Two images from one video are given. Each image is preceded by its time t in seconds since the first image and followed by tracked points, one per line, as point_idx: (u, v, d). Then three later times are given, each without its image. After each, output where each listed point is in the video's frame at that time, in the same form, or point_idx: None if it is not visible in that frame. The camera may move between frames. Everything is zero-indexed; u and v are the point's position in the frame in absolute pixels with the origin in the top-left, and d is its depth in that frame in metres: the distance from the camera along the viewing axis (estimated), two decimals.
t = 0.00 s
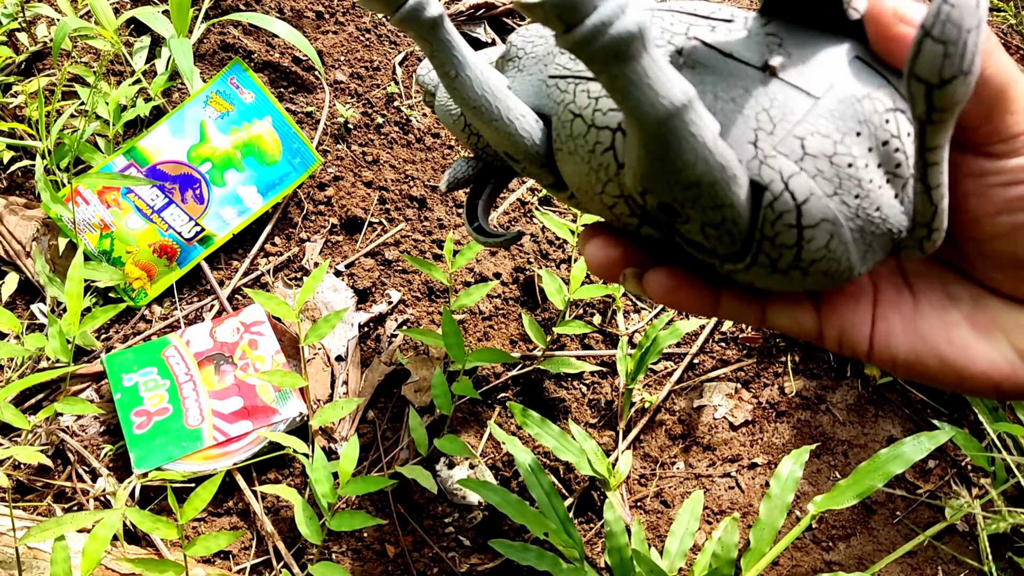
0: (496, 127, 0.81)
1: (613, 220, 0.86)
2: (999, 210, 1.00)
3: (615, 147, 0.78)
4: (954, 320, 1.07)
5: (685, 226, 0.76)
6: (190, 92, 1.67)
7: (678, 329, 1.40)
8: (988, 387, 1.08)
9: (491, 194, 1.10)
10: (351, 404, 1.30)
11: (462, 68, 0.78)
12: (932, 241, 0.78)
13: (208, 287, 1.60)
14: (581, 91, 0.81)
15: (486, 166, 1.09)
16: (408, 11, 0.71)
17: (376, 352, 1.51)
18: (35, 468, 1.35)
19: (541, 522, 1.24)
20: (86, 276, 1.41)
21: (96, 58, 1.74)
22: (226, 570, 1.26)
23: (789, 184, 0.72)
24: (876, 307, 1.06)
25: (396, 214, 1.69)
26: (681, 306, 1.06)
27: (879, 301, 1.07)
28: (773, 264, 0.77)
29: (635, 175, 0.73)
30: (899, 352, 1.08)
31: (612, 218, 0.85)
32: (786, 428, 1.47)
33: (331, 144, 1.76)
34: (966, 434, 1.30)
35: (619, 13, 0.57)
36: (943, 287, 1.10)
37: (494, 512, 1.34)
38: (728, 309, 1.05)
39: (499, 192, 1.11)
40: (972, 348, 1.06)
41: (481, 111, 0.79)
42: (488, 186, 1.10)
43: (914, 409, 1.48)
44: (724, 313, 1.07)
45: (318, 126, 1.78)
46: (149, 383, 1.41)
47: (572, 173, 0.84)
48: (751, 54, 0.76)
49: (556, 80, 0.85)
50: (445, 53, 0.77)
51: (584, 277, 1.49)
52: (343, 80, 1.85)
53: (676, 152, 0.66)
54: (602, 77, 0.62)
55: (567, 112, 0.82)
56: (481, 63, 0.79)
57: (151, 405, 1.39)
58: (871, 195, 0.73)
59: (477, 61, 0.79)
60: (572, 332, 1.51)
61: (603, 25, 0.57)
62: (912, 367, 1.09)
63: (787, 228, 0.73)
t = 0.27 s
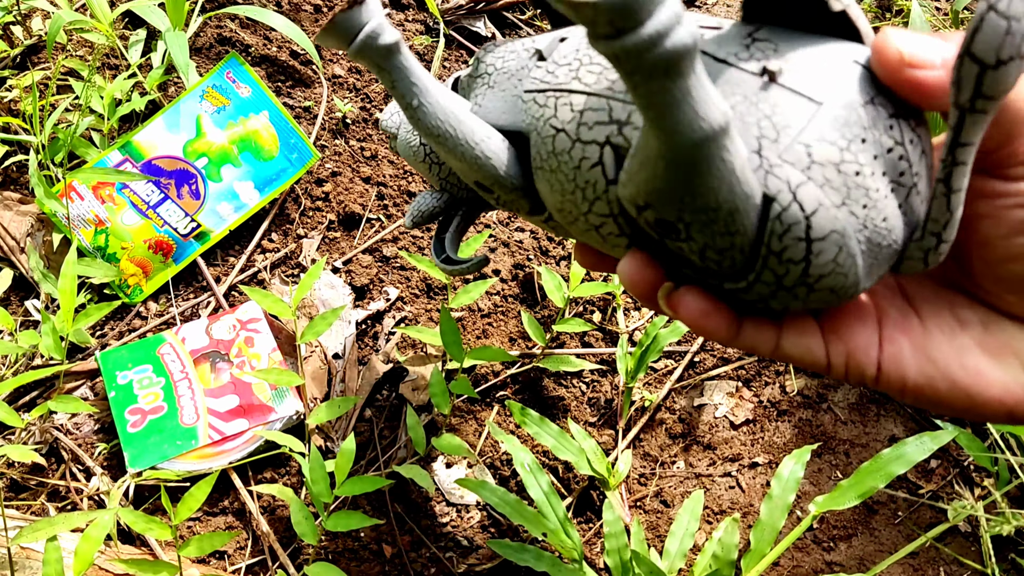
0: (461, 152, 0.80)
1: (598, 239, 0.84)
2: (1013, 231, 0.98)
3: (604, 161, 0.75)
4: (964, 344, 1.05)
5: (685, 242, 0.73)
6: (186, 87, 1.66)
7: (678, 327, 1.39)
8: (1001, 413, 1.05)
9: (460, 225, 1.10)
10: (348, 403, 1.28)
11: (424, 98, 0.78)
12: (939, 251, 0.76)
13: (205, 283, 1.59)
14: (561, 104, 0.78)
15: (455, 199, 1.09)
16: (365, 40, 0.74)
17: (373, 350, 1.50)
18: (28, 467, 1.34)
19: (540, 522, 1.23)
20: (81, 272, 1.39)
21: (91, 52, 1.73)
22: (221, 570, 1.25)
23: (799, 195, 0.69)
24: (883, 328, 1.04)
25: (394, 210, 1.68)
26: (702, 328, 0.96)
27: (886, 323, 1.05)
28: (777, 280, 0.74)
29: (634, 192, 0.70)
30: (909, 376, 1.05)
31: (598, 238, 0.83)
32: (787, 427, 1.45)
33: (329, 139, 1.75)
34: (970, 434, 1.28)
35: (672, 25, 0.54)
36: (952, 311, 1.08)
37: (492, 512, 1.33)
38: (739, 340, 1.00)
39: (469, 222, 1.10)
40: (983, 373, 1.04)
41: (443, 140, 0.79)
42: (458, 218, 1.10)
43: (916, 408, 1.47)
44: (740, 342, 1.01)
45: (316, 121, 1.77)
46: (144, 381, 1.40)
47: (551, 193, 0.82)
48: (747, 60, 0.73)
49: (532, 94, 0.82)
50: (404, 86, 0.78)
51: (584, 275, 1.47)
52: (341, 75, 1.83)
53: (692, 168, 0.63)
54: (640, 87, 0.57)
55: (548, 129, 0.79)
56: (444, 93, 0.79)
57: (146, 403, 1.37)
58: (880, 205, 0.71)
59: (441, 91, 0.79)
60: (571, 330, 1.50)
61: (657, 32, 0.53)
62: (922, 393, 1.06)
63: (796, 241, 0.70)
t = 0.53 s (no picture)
0: (480, 119, 0.81)
1: (588, 248, 0.85)
2: None
3: (621, 180, 0.77)
4: (976, 372, 1.04)
5: (686, 278, 0.77)
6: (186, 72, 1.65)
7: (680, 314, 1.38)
8: (1014, 439, 1.03)
9: (433, 182, 1.05)
10: (348, 388, 1.28)
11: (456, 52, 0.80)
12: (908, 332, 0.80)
13: (205, 270, 1.58)
14: (587, 113, 0.80)
15: (433, 155, 1.04)
16: None
17: (374, 337, 1.49)
18: (28, 451, 1.34)
19: (540, 508, 1.23)
20: (80, 258, 1.38)
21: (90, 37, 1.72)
22: (221, 555, 1.25)
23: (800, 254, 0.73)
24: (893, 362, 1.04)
25: (395, 196, 1.67)
26: (714, 388, 0.99)
27: (897, 356, 1.04)
28: (759, 331, 0.79)
29: (646, 220, 0.73)
30: (921, 406, 1.04)
31: (592, 250, 0.85)
32: (789, 415, 1.44)
33: (329, 126, 1.74)
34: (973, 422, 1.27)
35: (720, 68, 0.54)
36: (966, 339, 1.06)
37: (492, 499, 1.32)
38: (753, 397, 1.01)
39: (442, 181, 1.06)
40: (996, 400, 1.02)
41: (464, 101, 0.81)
42: (430, 175, 1.05)
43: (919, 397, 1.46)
44: (752, 398, 1.02)
45: (317, 108, 1.76)
46: (143, 366, 1.39)
47: (555, 195, 0.83)
48: (779, 123, 0.78)
49: (558, 96, 0.83)
50: (444, 34, 0.79)
51: (585, 262, 1.47)
52: (342, 61, 1.82)
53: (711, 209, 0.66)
54: (677, 119, 0.58)
55: (570, 134, 0.81)
56: (479, 56, 0.81)
57: (145, 389, 1.37)
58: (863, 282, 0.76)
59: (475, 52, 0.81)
60: (573, 317, 1.49)
61: (704, 74, 0.54)
62: (936, 421, 1.05)
63: (788, 302, 0.75)
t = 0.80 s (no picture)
0: (488, 155, 0.81)
1: (606, 257, 0.84)
2: None
3: (638, 192, 0.76)
4: (985, 371, 1.03)
5: (710, 287, 0.76)
6: (202, 57, 1.64)
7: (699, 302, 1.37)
8: None
9: (451, 207, 1.06)
10: (367, 374, 1.28)
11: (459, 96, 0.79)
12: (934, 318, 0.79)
13: (220, 256, 1.58)
14: (598, 126, 0.78)
15: (447, 180, 1.05)
16: (411, 37, 0.73)
17: (391, 324, 1.49)
18: (46, 436, 1.34)
19: (559, 495, 1.22)
20: (97, 242, 1.38)
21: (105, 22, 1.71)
22: (240, 540, 1.25)
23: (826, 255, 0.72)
24: (905, 360, 1.03)
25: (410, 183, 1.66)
26: (747, 381, 0.93)
27: (907, 354, 1.03)
28: (788, 330, 0.78)
29: (668, 231, 0.71)
30: (932, 404, 1.03)
31: (611, 261, 0.84)
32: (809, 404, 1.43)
33: (345, 113, 1.73)
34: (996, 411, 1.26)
35: (754, 94, 0.53)
36: (978, 338, 1.05)
37: (511, 485, 1.32)
38: (771, 394, 0.98)
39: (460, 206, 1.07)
40: (1007, 400, 1.01)
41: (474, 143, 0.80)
42: (448, 201, 1.06)
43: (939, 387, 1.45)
44: (770, 397, 0.99)
45: (332, 94, 1.75)
46: (161, 351, 1.39)
47: (572, 209, 0.82)
48: (790, 123, 0.75)
49: (567, 112, 0.82)
50: (443, 84, 0.78)
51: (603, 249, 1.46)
52: (356, 48, 1.81)
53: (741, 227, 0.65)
54: (710, 146, 0.57)
55: (583, 150, 0.79)
56: (480, 96, 0.80)
57: (163, 373, 1.37)
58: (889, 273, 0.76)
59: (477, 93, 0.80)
60: (590, 304, 1.48)
61: (738, 101, 0.52)
62: (947, 419, 1.03)
63: (816, 300, 0.74)
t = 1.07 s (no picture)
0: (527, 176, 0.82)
1: (632, 278, 0.86)
2: None
3: (661, 222, 0.78)
4: (987, 383, 1.02)
5: (726, 309, 0.78)
6: (223, 47, 1.65)
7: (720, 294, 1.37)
8: None
9: (481, 218, 1.08)
10: (388, 363, 1.28)
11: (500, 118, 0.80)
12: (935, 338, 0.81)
13: (240, 245, 1.58)
14: (625, 160, 0.81)
15: (479, 192, 1.07)
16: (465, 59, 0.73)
17: (411, 313, 1.49)
18: (68, 423, 1.35)
19: (581, 485, 1.22)
20: (120, 230, 1.38)
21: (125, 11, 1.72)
22: (262, 527, 1.25)
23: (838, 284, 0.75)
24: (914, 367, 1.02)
25: (429, 173, 1.66)
26: (782, 393, 0.87)
27: (916, 364, 1.02)
28: (799, 349, 0.81)
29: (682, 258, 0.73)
30: (936, 413, 1.02)
31: (637, 279, 0.86)
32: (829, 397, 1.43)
33: (364, 103, 1.73)
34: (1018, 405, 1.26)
35: (734, 130, 0.56)
36: (981, 352, 1.05)
37: (531, 475, 1.32)
38: (805, 402, 0.93)
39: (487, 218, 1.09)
40: (1008, 412, 1.00)
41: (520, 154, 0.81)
42: (478, 211, 1.08)
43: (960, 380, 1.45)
44: (804, 404, 0.94)
45: (351, 84, 1.75)
46: (183, 339, 1.40)
47: (601, 231, 0.84)
48: (800, 160, 0.78)
49: (595, 143, 0.84)
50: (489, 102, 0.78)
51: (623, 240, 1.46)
52: (375, 38, 1.81)
53: (744, 256, 0.68)
54: (699, 177, 0.60)
55: (610, 179, 0.81)
56: (519, 118, 0.81)
57: (185, 361, 1.37)
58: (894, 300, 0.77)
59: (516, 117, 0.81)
60: (610, 295, 1.48)
61: (716, 138, 0.55)
62: (950, 431, 1.03)
63: (824, 323, 0.76)
